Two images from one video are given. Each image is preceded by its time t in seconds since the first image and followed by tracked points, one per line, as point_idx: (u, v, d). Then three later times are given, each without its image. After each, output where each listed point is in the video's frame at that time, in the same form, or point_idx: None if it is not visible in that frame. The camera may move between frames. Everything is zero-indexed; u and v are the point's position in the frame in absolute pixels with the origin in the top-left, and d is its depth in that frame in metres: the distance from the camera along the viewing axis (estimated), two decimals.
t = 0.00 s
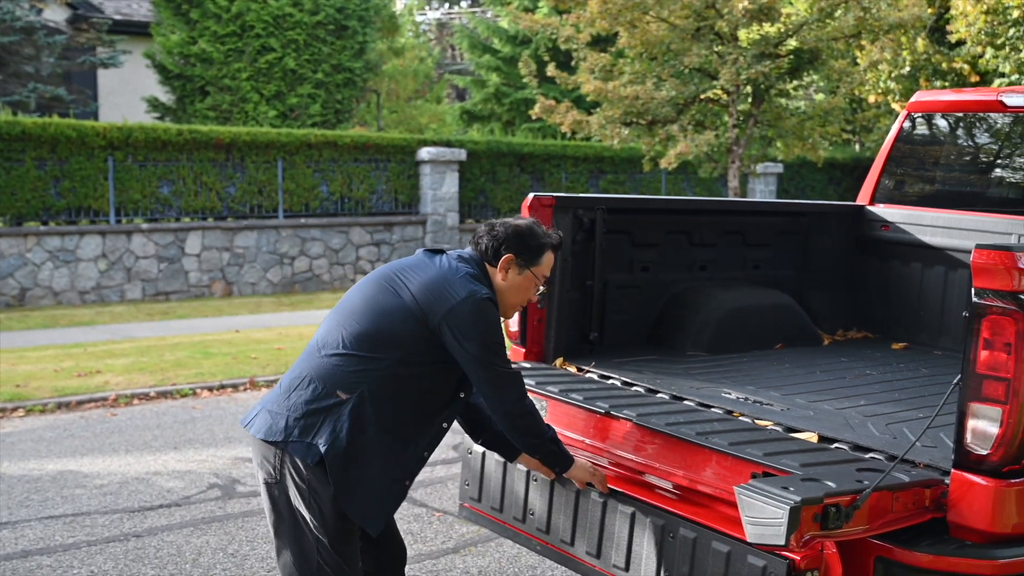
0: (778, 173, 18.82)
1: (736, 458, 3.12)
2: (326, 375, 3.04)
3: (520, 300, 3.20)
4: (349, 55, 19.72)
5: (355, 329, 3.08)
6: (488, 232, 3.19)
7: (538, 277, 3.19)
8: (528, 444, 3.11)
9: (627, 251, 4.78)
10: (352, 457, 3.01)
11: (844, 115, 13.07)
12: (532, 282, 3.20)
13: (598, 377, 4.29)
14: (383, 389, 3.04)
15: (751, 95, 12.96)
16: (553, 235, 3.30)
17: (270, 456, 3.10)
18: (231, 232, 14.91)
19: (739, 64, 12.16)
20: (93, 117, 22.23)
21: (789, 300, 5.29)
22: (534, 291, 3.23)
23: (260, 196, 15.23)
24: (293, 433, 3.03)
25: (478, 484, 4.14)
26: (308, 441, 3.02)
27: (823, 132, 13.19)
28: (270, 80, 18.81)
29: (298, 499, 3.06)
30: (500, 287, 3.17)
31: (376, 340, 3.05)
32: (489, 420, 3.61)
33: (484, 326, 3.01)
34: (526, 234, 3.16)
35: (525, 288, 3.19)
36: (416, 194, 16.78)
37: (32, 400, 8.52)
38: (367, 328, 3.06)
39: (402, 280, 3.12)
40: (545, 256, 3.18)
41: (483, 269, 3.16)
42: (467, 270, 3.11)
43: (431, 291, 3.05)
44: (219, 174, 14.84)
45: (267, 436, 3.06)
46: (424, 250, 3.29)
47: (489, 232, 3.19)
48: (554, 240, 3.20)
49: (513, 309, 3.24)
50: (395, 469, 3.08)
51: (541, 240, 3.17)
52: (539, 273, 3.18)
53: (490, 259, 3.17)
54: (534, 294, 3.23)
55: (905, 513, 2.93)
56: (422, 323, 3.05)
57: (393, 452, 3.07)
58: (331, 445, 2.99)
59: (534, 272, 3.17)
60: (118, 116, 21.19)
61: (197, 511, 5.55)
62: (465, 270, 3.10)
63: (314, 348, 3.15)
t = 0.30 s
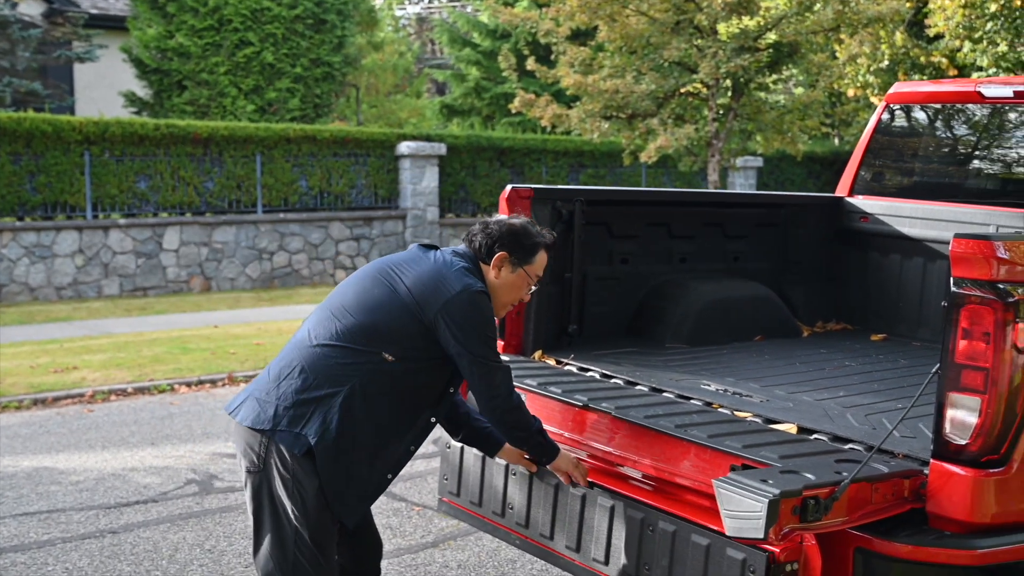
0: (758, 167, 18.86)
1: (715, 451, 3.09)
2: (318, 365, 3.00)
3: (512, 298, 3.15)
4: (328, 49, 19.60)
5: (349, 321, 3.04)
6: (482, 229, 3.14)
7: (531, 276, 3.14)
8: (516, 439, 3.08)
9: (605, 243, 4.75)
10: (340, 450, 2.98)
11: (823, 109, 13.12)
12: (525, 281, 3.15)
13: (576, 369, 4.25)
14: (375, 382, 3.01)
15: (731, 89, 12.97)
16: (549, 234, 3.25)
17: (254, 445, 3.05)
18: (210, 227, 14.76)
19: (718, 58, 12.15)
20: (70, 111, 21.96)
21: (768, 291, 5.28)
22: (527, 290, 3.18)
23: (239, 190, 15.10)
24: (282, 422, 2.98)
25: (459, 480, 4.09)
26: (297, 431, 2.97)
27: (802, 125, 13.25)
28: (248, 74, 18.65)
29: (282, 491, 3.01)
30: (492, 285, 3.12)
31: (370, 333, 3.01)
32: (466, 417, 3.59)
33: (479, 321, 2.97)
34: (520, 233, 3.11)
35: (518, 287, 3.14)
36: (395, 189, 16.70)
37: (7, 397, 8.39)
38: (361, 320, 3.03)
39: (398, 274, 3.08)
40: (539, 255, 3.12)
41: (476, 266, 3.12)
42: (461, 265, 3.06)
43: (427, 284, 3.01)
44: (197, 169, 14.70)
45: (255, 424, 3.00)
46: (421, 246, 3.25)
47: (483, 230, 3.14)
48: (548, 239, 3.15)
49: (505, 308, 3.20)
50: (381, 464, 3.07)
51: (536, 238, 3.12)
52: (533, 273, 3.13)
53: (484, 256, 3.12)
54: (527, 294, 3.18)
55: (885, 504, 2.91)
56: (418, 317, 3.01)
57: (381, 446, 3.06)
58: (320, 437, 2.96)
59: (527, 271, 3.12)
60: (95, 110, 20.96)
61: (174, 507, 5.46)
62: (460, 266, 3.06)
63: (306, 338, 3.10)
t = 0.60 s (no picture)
0: (743, 162, 18.88)
1: (703, 449, 3.06)
2: (302, 362, 2.96)
3: (496, 286, 3.13)
4: (313, 43, 19.50)
5: (333, 317, 3.00)
6: (463, 218, 3.10)
7: (514, 264, 3.11)
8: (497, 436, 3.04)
9: (592, 239, 4.72)
10: (325, 447, 2.95)
11: (808, 105, 13.13)
12: (509, 269, 3.12)
13: (563, 366, 4.23)
14: (360, 377, 2.98)
15: (717, 84, 12.98)
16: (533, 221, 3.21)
17: (238, 443, 3.00)
18: (195, 222, 14.66)
19: (704, 53, 12.14)
20: (53, 106, 21.73)
21: (756, 287, 5.27)
22: (511, 277, 3.15)
23: (224, 185, 14.99)
24: (265, 419, 2.94)
25: (445, 480, 4.05)
26: (281, 429, 2.93)
27: (787, 121, 13.27)
28: (233, 68, 18.53)
29: (267, 488, 2.97)
30: (475, 274, 3.10)
31: (353, 328, 2.98)
32: (454, 410, 3.57)
33: (461, 312, 2.94)
34: (502, 220, 3.08)
35: (502, 275, 3.11)
36: (381, 184, 16.64)
37: None
38: (345, 316, 2.99)
39: (381, 268, 3.05)
40: (521, 243, 3.09)
41: (458, 254, 3.09)
42: (443, 256, 3.04)
43: (409, 277, 2.98)
44: (182, 164, 14.59)
45: (238, 421, 2.95)
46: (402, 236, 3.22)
47: (465, 218, 3.11)
48: (531, 226, 3.11)
49: (488, 295, 3.17)
50: (366, 461, 3.04)
51: (518, 226, 3.09)
52: (516, 260, 3.11)
53: (466, 245, 3.09)
54: (510, 282, 3.16)
55: (872, 502, 2.90)
56: (401, 311, 2.98)
57: (367, 443, 3.03)
58: (305, 433, 2.92)
59: (510, 259, 3.10)
60: (79, 104, 20.77)
61: (158, 505, 5.40)
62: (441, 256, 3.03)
63: (288, 335, 3.06)
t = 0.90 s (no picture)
0: (733, 157, 18.88)
1: (694, 440, 3.03)
2: (286, 351, 2.94)
3: (481, 272, 3.09)
4: (303, 38, 19.44)
5: (314, 305, 2.97)
6: (448, 203, 3.08)
7: (499, 250, 3.08)
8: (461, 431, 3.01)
9: (581, 232, 4.70)
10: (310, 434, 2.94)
11: (798, 99, 13.14)
12: (494, 255, 3.09)
13: (552, 359, 4.22)
14: (343, 365, 2.96)
15: (706, 79, 12.99)
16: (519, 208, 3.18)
17: (224, 434, 2.99)
18: (184, 217, 14.60)
19: (694, 47, 12.15)
20: (40, 100, 21.55)
21: (746, 279, 5.27)
22: (497, 264, 3.11)
23: (213, 180, 14.94)
24: (247, 408, 2.92)
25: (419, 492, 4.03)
26: (265, 418, 2.92)
27: (777, 115, 13.30)
28: (222, 63, 18.46)
29: (255, 479, 2.96)
30: (459, 260, 3.07)
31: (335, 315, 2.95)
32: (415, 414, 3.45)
33: (438, 292, 2.90)
34: (488, 204, 3.05)
35: (486, 261, 3.08)
36: (371, 178, 16.59)
37: None
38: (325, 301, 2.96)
39: (360, 252, 3.02)
40: (506, 228, 3.06)
41: (441, 239, 3.06)
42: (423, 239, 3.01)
43: (388, 260, 2.95)
44: (171, 159, 14.53)
45: (223, 412, 2.93)
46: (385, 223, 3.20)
47: (450, 204, 3.08)
48: (516, 211, 3.09)
49: (474, 283, 3.14)
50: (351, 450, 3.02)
51: (503, 210, 3.06)
52: (501, 246, 3.08)
53: (449, 230, 3.06)
54: (496, 268, 3.12)
55: (863, 493, 2.89)
56: (381, 294, 2.95)
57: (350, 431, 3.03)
58: (289, 422, 2.91)
59: (495, 245, 3.06)
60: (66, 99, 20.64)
61: (146, 500, 5.37)
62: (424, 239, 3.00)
63: (271, 323, 3.03)
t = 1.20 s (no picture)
0: (731, 142, 18.81)
1: (693, 420, 3.02)
2: (268, 332, 2.91)
3: (478, 274, 3.05)
4: (299, 23, 19.36)
5: (301, 288, 2.94)
6: (449, 203, 3.04)
7: (498, 252, 3.03)
8: (446, 436, 2.92)
9: (580, 213, 4.69)
10: (288, 417, 2.88)
11: (796, 84, 13.10)
12: (493, 257, 3.05)
13: (551, 340, 4.21)
14: (325, 350, 2.90)
15: (704, 64, 12.96)
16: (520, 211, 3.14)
17: (209, 414, 2.98)
18: (181, 203, 14.55)
19: (692, 32, 12.11)
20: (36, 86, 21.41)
21: (744, 261, 5.27)
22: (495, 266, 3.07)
23: (210, 165, 14.90)
24: (228, 386, 2.90)
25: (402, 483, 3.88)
26: (244, 397, 2.89)
27: (775, 100, 13.27)
28: (218, 48, 18.38)
29: (238, 459, 2.94)
30: (457, 260, 3.03)
31: (321, 299, 2.91)
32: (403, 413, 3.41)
33: (432, 294, 2.84)
34: (490, 206, 3.01)
35: (484, 262, 3.04)
36: (368, 164, 16.53)
37: None
38: (314, 287, 2.92)
39: (357, 244, 2.99)
40: (506, 230, 3.02)
41: (440, 239, 3.02)
42: (423, 239, 2.96)
43: (383, 255, 2.91)
44: (167, 144, 14.48)
45: (204, 388, 2.92)
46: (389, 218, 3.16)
47: (451, 203, 3.04)
48: (517, 213, 3.04)
49: (471, 283, 3.09)
50: (333, 441, 2.94)
51: (504, 212, 3.02)
52: (499, 248, 3.03)
53: (449, 230, 3.02)
54: (493, 271, 3.08)
55: (863, 472, 2.89)
56: (371, 287, 2.91)
57: (331, 421, 2.93)
58: (267, 404, 2.87)
59: (493, 246, 3.02)
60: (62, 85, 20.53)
61: (145, 483, 5.37)
62: (424, 238, 2.96)
63: (260, 304, 3.01)
